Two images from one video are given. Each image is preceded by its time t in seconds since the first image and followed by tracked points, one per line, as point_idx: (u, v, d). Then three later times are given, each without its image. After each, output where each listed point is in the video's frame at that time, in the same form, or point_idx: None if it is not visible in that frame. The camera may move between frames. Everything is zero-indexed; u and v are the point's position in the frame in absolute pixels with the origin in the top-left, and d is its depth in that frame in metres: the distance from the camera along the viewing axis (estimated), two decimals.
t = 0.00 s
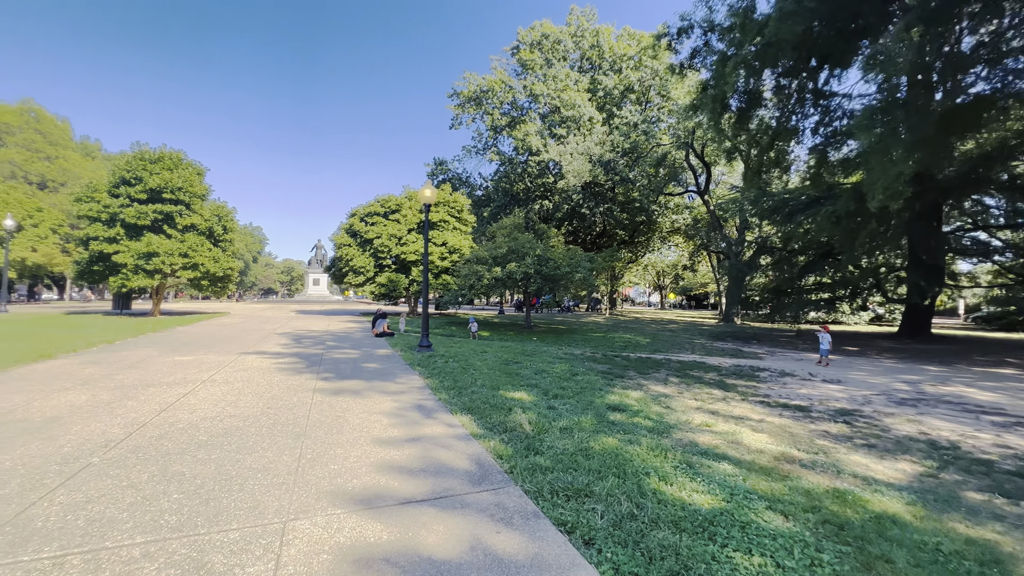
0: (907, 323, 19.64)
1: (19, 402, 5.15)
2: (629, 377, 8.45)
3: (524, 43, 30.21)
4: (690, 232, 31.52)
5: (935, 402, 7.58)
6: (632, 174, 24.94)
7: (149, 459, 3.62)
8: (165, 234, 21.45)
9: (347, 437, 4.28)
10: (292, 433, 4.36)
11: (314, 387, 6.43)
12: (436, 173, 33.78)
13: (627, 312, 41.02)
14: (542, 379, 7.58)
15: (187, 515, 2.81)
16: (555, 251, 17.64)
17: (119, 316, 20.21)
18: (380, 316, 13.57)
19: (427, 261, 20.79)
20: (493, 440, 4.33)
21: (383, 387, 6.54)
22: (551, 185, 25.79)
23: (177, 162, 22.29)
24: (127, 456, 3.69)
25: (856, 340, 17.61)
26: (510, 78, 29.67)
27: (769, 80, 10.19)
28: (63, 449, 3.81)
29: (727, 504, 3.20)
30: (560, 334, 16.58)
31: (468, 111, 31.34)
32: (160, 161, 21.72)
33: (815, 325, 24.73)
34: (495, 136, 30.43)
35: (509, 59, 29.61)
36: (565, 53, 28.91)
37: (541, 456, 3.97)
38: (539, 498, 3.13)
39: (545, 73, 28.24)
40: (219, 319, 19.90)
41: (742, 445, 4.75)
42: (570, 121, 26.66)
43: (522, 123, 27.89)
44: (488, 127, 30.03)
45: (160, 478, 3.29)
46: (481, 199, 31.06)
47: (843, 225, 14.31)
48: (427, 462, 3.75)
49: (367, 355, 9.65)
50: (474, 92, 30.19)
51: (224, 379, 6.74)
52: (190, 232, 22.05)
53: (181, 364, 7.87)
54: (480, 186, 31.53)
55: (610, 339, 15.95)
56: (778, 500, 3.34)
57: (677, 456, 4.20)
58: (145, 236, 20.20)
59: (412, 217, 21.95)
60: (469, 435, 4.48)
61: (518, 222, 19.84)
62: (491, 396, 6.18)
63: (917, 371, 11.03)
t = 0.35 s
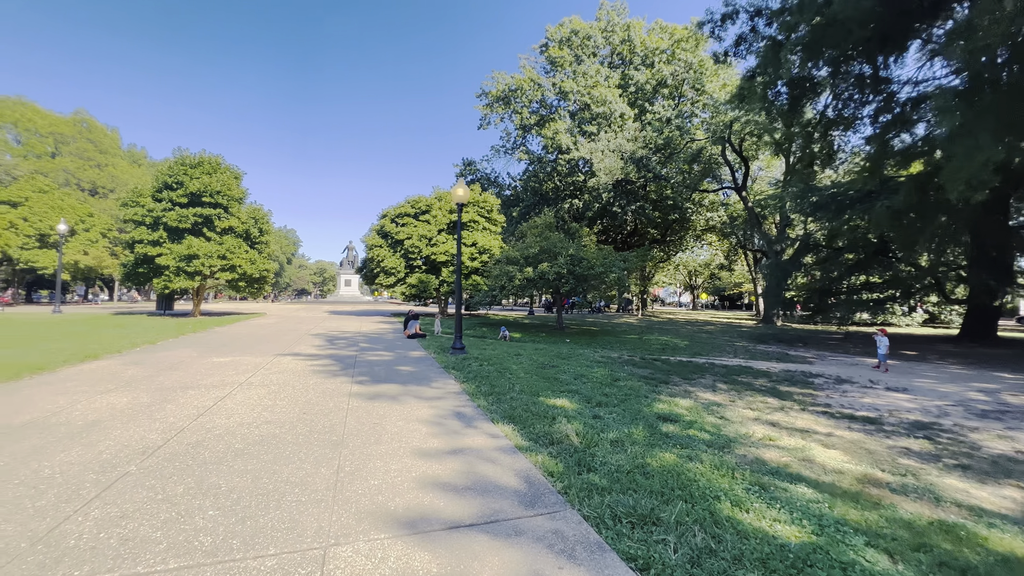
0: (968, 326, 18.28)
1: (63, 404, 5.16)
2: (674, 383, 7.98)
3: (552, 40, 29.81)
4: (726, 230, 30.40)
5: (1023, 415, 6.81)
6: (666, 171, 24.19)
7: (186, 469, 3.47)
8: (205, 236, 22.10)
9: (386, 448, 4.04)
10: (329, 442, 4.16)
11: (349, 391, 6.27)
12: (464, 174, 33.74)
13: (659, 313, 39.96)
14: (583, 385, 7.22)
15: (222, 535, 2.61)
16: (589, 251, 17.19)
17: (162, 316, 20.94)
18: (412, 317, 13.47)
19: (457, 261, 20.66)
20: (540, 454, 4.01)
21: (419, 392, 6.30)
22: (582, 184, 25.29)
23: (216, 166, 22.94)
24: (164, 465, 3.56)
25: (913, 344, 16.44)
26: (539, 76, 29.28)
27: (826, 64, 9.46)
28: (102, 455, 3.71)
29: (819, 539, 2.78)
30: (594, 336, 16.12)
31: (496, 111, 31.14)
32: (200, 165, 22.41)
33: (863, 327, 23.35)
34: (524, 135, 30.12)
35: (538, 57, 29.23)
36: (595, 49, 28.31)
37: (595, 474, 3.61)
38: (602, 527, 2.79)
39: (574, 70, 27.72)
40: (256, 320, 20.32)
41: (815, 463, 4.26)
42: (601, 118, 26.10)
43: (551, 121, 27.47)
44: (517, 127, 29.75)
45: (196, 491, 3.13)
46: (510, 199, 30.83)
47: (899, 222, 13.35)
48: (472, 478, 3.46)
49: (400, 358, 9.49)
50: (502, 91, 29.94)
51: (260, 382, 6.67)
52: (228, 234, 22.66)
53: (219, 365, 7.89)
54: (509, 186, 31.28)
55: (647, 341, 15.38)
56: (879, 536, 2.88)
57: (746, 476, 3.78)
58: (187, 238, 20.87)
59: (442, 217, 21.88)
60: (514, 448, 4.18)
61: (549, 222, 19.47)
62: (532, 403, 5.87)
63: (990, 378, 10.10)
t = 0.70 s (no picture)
0: None
1: (108, 404, 5.15)
2: (725, 388, 7.47)
3: (582, 36, 29.28)
4: (765, 227, 29.17)
5: None
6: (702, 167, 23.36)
7: (225, 476, 3.31)
8: (243, 238, 22.67)
9: (430, 457, 3.79)
10: (370, 449, 3.95)
11: (387, 393, 6.09)
12: (494, 173, 33.57)
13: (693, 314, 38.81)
14: (628, 389, 6.82)
15: (264, 553, 2.40)
16: (624, 249, 16.67)
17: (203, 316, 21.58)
18: (445, 317, 13.30)
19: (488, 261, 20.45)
20: (596, 466, 3.68)
21: (458, 395, 6.05)
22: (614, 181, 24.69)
23: (254, 169, 23.50)
24: (205, 470, 3.41)
25: (979, 347, 15.23)
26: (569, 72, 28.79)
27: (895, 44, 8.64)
28: (144, 459, 3.61)
29: None
30: (630, 337, 15.59)
31: (525, 109, 30.84)
32: (238, 169, 23.01)
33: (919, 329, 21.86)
34: (553, 133, 29.69)
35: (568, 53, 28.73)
36: (626, 43, 27.60)
37: (662, 492, 3.25)
38: (681, 556, 2.45)
39: (605, 66, 27.10)
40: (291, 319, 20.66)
41: (908, 483, 3.77)
42: (633, 113, 25.43)
43: (582, 118, 26.94)
44: (546, 124, 29.34)
45: (237, 501, 2.94)
46: (539, 198, 30.47)
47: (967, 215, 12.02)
48: (527, 493, 3.16)
49: (435, 359, 9.31)
50: (532, 89, 29.60)
51: (298, 382, 6.57)
52: (264, 236, 23.18)
53: (258, 365, 7.87)
54: (538, 185, 30.93)
55: (686, 343, 14.78)
56: None
57: (834, 496, 3.33)
58: (226, 240, 21.44)
59: (472, 217, 21.74)
60: (566, 458, 3.86)
61: (581, 220, 19.02)
62: (578, 409, 5.52)
63: None
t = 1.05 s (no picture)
0: None
1: (147, 409, 5.10)
2: (781, 398, 6.92)
3: (612, 31, 28.61)
4: (806, 224, 27.83)
5: None
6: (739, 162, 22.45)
7: (261, 492, 3.12)
8: (277, 240, 23.13)
9: (474, 474, 3.52)
10: (411, 463, 3.70)
11: (423, 400, 5.86)
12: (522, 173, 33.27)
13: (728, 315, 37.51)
14: (676, 398, 6.38)
15: None
16: (660, 249, 16.08)
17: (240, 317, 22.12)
18: (477, 320, 13.08)
19: (518, 262, 20.17)
20: (659, 489, 3.32)
21: (498, 403, 5.77)
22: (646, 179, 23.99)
23: (288, 172, 23.97)
24: (241, 485, 3.23)
25: None
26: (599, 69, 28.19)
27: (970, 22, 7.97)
28: (180, 471, 3.47)
29: None
30: (667, 340, 14.99)
31: (554, 108, 30.40)
32: (273, 172, 23.49)
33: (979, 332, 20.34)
34: (583, 131, 29.14)
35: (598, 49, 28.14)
36: (658, 37, 26.78)
37: (740, 523, 2.87)
38: None
39: (636, 61, 26.37)
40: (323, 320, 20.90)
41: None
42: (666, 109, 24.65)
43: (612, 115, 26.31)
44: (575, 122, 28.84)
45: (274, 523, 2.73)
46: (568, 197, 30.02)
47: None
48: (587, 520, 2.83)
49: (468, 362, 9.07)
50: (561, 87, 29.13)
51: (333, 387, 6.43)
52: (298, 238, 23.62)
53: (292, 368, 7.80)
54: (567, 184, 30.46)
55: (727, 346, 14.08)
56: None
57: (944, 534, 2.86)
58: (261, 243, 21.91)
59: (502, 217, 21.49)
60: (623, 479, 3.51)
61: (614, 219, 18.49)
62: (626, 420, 5.14)
63: None
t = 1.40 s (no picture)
0: None
1: (174, 408, 4.99)
2: (840, 404, 6.33)
3: (640, 23, 27.80)
4: (849, 219, 26.42)
5: None
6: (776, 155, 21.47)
7: (283, 502, 2.87)
8: (307, 240, 23.42)
9: (512, 486, 3.18)
10: (443, 472, 3.40)
11: (453, 402, 5.57)
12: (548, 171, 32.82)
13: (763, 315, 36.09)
14: (724, 403, 5.89)
15: None
16: (695, 245, 15.40)
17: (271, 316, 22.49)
18: (505, 319, 12.77)
19: (545, 260, 19.78)
20: (724, 510, 2.90)
21: (532, 406, 5.41)
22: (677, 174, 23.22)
23: (317, 172, 24.26)
24: (261, 494, 2.99)
25: None
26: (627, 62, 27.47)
27: None
28: (200, 476, 3.26)
29: None
30: (703, 341, 14.32)
31: (581, 104, 29.84)
32: (302, 172, 23.81)
33: None
34: (610, 126, 28.49)
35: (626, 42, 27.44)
36: (689, 27, 25.88)
37: (829, 556, 2.43)
38: None
39: (666, 53, 25.56)
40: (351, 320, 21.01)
41: None
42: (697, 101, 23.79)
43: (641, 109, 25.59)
44: (603, 118, 28.21)
45: (295, 541, 2.46)
46: (596, 195, 29.43)
47: None
48: (645, 546, 2.46)
49: (498, 363, 8.76)
50: (588, 82, 28.56)
51: (360, 387, 6.23)
52: (326, 237, 23.87)
53: (320, 367, 7.66)
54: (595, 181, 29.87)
55: (767, 347, 13.33)
56: None
57: None
58: (291, 243, 22.24)
59: (528, 215, 21.13)
60: (680, 496, 3.12)
61: (646, 215, 17.86)
62: (672, 427, 4.72)
63: None
